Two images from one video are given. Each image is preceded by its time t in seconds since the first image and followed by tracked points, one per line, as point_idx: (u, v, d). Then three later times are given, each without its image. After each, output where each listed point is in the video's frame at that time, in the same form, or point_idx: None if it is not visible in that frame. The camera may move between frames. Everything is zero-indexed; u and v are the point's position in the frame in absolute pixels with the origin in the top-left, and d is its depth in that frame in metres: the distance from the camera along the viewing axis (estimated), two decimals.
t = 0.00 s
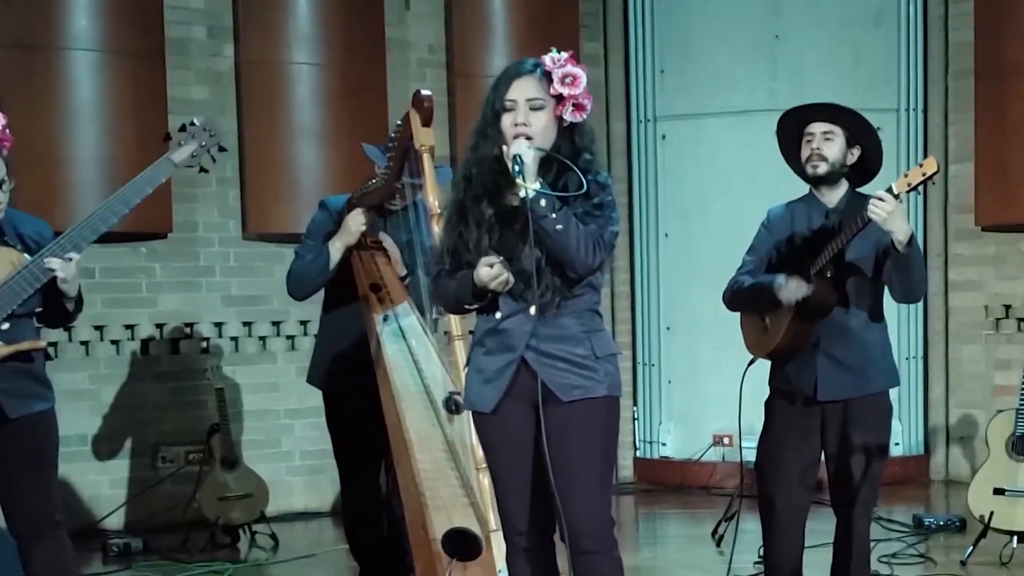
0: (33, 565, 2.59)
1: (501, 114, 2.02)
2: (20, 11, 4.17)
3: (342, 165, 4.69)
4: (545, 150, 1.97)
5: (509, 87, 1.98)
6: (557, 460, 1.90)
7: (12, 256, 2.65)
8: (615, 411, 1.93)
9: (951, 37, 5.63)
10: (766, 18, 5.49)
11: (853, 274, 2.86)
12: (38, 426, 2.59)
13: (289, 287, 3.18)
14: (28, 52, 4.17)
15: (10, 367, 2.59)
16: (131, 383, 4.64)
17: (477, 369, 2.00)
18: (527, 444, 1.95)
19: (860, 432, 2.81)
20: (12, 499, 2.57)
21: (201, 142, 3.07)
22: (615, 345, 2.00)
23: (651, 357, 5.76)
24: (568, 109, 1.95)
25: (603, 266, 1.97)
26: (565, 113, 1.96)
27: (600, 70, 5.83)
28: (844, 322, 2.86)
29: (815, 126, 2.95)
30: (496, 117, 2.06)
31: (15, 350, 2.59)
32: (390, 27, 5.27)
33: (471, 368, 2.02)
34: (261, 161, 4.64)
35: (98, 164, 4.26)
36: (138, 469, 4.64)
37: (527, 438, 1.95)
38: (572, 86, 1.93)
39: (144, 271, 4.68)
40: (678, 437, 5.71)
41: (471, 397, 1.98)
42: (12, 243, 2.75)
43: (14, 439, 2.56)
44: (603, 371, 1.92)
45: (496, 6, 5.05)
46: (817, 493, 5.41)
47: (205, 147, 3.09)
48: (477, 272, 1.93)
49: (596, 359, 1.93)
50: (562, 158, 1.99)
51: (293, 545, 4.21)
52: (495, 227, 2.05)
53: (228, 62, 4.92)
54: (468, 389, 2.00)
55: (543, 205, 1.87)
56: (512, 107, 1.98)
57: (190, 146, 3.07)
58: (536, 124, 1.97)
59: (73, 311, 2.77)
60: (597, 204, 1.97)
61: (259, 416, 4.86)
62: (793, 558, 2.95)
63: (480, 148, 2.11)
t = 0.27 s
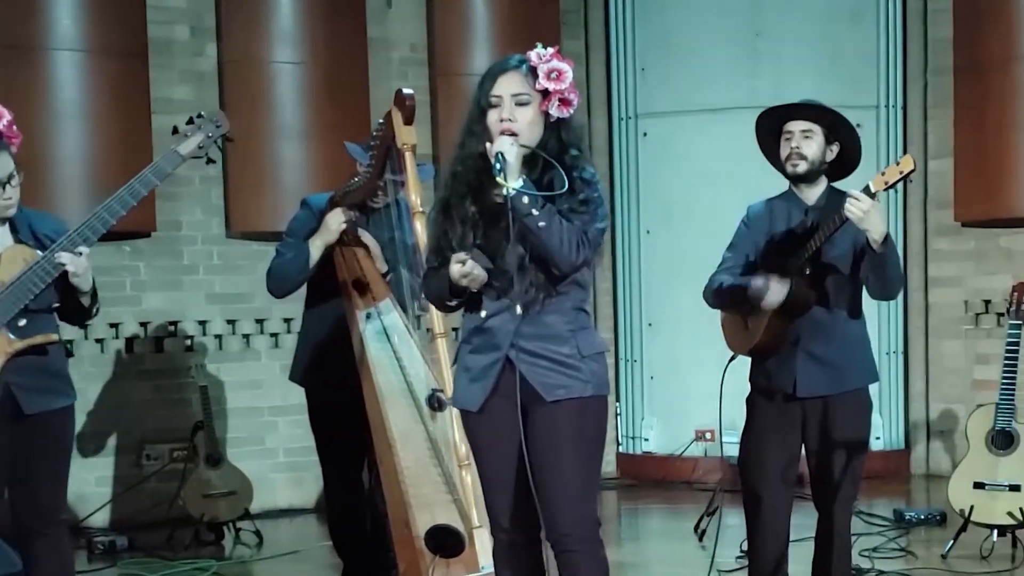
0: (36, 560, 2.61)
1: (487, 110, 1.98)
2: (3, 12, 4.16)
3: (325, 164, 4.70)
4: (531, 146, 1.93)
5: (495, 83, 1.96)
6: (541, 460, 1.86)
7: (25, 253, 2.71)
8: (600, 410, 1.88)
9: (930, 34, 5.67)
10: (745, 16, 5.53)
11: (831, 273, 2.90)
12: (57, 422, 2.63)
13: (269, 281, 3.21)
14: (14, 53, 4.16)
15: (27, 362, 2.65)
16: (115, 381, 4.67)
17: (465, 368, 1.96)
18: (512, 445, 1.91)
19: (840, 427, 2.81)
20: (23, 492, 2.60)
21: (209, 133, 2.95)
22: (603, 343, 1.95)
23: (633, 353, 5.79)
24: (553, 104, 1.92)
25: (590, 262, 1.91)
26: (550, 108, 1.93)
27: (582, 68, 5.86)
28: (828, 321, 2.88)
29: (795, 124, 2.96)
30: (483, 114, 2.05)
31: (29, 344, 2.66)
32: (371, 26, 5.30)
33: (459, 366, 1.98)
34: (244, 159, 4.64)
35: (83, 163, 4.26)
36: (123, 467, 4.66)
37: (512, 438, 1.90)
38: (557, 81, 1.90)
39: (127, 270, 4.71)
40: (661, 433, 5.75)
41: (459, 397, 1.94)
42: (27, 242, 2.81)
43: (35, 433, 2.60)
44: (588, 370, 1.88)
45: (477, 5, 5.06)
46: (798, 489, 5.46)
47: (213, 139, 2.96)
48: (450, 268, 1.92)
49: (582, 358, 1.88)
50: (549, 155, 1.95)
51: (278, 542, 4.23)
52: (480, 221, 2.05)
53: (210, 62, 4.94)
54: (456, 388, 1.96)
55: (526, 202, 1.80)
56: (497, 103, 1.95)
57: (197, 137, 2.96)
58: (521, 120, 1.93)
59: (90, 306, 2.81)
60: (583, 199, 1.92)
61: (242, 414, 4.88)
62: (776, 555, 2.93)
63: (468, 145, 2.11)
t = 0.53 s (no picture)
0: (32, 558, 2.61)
1: (478, 106, 1.93)
2: None
3: (306, 163, 4.71)
4: (525, 140, 1.88)
5: (484, 79, 1.90)
6: (531, 458, 1.84)
7: (26, 254, 2.68)
8: (592, 408, 1.86)
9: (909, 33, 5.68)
10: (723, 15, 5.58)
11: (807, 275, 2.91)
12: (65, 422, 2.66)
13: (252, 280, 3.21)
14: None
15: (31, 362, 2.64)
16: (100, 381, 4.69)
17: (456, 365, 1.93)
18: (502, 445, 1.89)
19: (823, 424, 2.83)
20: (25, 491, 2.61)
21: (208, 132, 3.00)
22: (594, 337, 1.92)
23: (615, 350, 5.82)
24: (544, 98, 1.88)
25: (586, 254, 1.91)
26: (542, 102, 1.88)
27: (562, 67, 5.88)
28: (809, 319, 2.88)
29: (772, 124, 3.00)
30: (473, 110, 1.98)
31: (31, 344, 2.62)
32: (352, 25, 5.32)
33: (451, 363, 1.96)
34: (225, 157, 4.64)
35: (65, 162, 4.25)
36: (108, 466, 4.68)
37: (502, 437, 1.88)
38: (548, 75, 1.85)
39: (111, 269, 4.73)
40: (642, 429, 5.79)
41: (450, 395, 1.91)
42: (29, 242, 2.78)
43: (35, 433, 2.61)
44: (579, 366, 1.85)
45: (458, 4, 5.09)
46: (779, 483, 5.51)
47: (211, 139, 3.00)
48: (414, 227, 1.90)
49: (572, 355, 1.86)
50: (541, 148, 1.91)
51: (263, 539, 4.25)
52: (472, 213, 1.96)
53: (192, 62, 4.95)
54: (447, 386, 1.93)
55: (520, 193, 1.80)
56: (488, 99, 1.89)
57: (195, 137, 3.00)
58: (514, 116, 1.88)
59: (95, 305, 2.80)
60: (576, 190, 1.92)
61: (226, 412, 4.90)
62: (756, 549, 2.96)
63: (458, 140, 2.03)
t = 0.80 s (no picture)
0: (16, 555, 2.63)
1: (472, 105, 1.92)
2: None
3: (288, 164, 4.73)
4: (519, 136, 1.88)
5: (477, 77, 1.89)
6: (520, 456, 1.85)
7: (12, 256, 2.68)
8: (583, 405, 1.87)
9: (887, 32, 5.79)
10: (703, 14, 5.62)
11: (785, 271, 2.88)
12: (50, 421, 2.65)
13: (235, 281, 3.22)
14: None
15: (15, 362, 2.62)
16: (84, 380, 4.70)
17: (449, 361, 1.95)
18: (491, 443, 1.90)
19: (801, 422, 2.85)
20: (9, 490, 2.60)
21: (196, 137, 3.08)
22: (586, 334, 1.94)
23: (597, 347, 5.87)
24: (539, 94, 1.87)
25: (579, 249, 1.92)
26: (536, 98, 1.87)
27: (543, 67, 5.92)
28: (786, 317, 2.88)
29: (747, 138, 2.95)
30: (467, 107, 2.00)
31: (16, 344, 2.60)
32: (334, 26, 5.33)
33: (444, 359, 1.97)
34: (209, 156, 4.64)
35: (48, 162, 4.25)
36: (92, 464, 4.69)
37: (492, 435, 1.90)
38: (541, 71, 1.84)
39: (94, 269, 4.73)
40: (625, 427, 5.83)
41: (443, 390, 1.93)
42: (18, 244, 2.78)
43: (23, 433, 2.61)
44: (570, 363, 1.87)
45: (440, 4, 5.11)
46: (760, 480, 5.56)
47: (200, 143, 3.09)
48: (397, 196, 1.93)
49: (564, 350, 1.88)
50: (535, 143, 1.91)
51: (247, 536, 4.26)
52: (463, 208, 1.98)
53: (175, 62, 4.96)
54: (441, 381, 1.95)
55: (515, 187, 1.78)
56: (482, 97, 1.89)
57: (184, 142, 3.08)
58: (508, 112, 1.87)
59: (93, 301, 2.81)
60: (572, 182, 1.90)
61: (210, 411, 4.91)
62: (735, 548, 2.95)
63: (451, 139, 2.04)
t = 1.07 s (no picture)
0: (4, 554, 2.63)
1: (461, 99, 1.91)
2: None
3: (273, 163, 4.74)
4: (507, 133, 1.85)
5: (468, 71, 1.87)
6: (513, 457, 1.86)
7: None
8: (575, 405, 1.89)
9: (868, 32, 5.80)
10: (685, 14, 5.66)
11: (769, 272, 2.87)
12: (35, 422, 2.66)
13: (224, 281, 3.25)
14: None
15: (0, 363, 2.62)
16: (70, 378, 4.69)
17: (442, 360, 1.94)
18: (484, 442, 1.90)
19: (783, 419, 2.84)
20: None
21: (184, 139, 3.13)
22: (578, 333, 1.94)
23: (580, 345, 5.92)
24: (529, 91, 1.85)
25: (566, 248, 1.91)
26: (526, 95, 1.85)
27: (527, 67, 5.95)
28: (769, 315, 2.86)
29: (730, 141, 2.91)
30: (455, 102, 1.99)
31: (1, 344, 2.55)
32: (318, 25, 5.35)
33: (437, 359, 1.96)
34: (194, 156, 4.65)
35: (34, 163, 4.25)
36: (77, 463, 4.67)
37: (484, 435, 1.90)
38: (531, 68, 1.83)
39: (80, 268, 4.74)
40: (608, 424, 5.87)
41: (436, 391, 1.92)
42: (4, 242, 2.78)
43: (9, 432, 2.61)
44: (563, 362, 1.88)
45: (424, 4, 5.13)
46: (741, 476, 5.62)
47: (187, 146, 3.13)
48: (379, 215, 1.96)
49: (558, 350, 1.89)
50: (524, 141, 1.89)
51: (232, 533, 4.28)
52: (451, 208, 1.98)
53: (160, 62, 4.96)
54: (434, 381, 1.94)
55: (501, 187, 1.77)
56: (471, 92, 1.87)
57: (172, 144, 3.13)
58: (497, 109, 1.85)
59: (78, 303, 2.82)
60: (560, 181, 1.89)
61: (195, 408, 4.94)
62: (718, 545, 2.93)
63: (440, 137, 2.03)
